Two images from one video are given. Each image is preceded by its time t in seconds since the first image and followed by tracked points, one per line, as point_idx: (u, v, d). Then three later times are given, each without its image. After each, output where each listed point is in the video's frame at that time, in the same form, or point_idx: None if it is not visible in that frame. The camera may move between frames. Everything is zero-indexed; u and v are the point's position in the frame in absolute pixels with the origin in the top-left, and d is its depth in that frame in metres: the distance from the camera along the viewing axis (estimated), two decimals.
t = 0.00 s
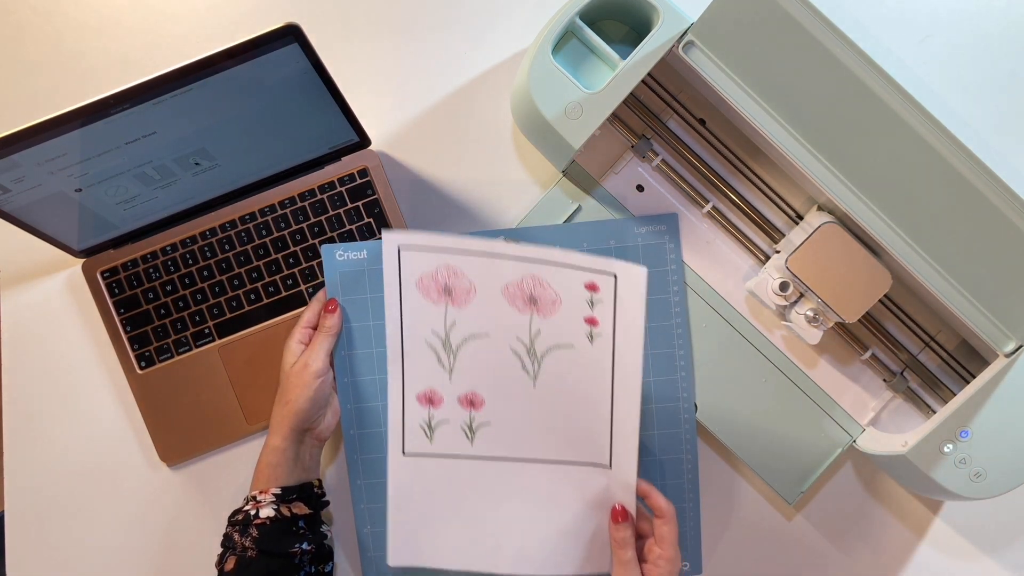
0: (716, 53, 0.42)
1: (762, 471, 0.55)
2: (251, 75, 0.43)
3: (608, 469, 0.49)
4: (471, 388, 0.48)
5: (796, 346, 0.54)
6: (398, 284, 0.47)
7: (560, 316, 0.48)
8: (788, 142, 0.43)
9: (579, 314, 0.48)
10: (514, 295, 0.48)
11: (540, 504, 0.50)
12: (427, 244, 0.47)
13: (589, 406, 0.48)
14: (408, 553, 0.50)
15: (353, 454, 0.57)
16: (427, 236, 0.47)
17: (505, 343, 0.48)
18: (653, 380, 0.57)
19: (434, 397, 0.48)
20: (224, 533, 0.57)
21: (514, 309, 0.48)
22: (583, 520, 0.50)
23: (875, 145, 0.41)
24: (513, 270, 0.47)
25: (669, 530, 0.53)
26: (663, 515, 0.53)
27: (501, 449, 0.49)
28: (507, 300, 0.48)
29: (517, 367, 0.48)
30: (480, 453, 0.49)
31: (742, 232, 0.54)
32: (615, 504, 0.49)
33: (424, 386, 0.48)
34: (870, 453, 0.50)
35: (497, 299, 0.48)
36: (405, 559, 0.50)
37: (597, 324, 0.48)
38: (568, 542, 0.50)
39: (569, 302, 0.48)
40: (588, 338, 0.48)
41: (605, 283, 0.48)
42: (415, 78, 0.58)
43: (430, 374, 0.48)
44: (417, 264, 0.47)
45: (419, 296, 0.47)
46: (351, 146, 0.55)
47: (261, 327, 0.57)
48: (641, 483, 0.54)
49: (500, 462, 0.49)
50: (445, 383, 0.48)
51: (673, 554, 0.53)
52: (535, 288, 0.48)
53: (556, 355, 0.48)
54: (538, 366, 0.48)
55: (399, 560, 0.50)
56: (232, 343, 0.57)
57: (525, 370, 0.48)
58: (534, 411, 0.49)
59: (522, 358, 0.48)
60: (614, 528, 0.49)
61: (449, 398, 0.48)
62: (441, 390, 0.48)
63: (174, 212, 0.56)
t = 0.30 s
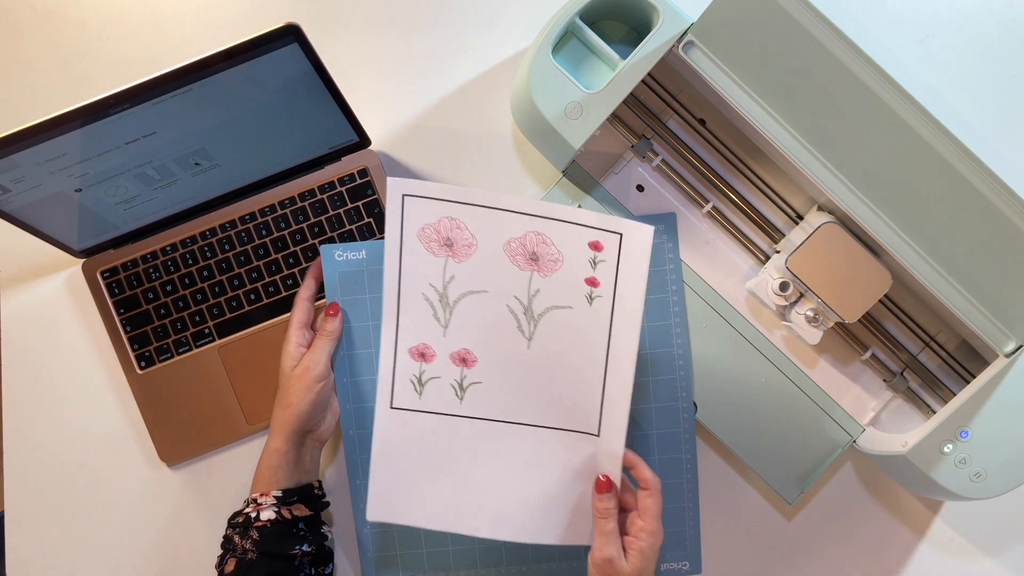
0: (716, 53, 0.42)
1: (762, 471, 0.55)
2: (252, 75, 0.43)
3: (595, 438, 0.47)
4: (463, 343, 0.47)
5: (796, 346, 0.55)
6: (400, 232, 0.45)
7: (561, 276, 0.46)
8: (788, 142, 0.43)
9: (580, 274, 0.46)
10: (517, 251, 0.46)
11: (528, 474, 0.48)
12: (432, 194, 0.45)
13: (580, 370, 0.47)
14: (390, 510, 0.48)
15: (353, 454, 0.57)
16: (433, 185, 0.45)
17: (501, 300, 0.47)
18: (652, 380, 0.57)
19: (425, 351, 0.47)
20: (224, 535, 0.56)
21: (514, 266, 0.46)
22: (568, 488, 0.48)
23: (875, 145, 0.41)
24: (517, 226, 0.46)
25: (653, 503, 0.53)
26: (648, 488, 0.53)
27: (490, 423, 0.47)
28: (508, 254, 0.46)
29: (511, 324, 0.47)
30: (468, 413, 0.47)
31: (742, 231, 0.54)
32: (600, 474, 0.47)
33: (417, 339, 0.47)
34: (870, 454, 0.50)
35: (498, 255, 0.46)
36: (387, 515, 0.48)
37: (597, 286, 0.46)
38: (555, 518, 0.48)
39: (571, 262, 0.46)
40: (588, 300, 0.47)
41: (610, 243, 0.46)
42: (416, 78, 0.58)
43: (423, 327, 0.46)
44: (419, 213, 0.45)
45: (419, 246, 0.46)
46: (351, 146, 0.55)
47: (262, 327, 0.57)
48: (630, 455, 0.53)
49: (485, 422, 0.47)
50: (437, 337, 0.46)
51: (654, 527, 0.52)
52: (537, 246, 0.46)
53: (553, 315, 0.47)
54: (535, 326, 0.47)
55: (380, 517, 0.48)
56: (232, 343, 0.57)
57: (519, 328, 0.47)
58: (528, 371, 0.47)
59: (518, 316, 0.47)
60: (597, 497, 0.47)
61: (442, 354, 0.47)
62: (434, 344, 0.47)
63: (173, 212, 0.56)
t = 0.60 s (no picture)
0: (716, 53, 0.42)
1: (762, 471, 0.55)
2: (251, 76, 0.43)
3: (579, 425, 0.48)
4: (450, 335, 0.48)
5: (796, 346, 0.55)
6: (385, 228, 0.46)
7: (541, 266, 0.47)
8: (788, 142, 0.43)
9: (559, 264, 0.47)
10: (498, 243, 0.47)
11: (522, 466, 0.48)
12: (416, 189, 0.46)
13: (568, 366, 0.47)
14: (384, 499, 0.48)
15: (353, 455, 0.57)
16: (418, 182, 0.46)
17: (484, 291, 0.47)
18: (652, 381, 0.57)
19: (414, 344, 0.47)
20: (224, 535, 0.56)
21: (495, 257, 0.47)
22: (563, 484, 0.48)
23: (876, 145, 0.41)
24: (498, 219, 0.46)
25: (637, 488, 0.52)
26: (632, 473, 0.53)
27: (487, 430, 0.48)
28: (489, 246, 0.47)
29: (495, 315, 0.47)
30: (458, 405, 0.48)
31: (742, 231, 0.54)
32: (586, 461, 0.48)
33: (406, 332, 0.47)
34: (871, 453, 0.50)
35: (481, 247, 0.47)
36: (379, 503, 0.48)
37: (575, 275, 0.47)
38: (549, 504, 0.49)
39: (551, 252, 0.47)
40: (566, 290, 0.47)
41: (586, 233, 0.47)
42: (416, 78, 0.58)
43: (411, 321, 0.47)
44: (404, 211, 0.46)
45: (404, 240, 0.47)
46: (351, 146, 0.55)
47: (264, 327, 0.57)
48: (613, 441, 0.53)
49: (477, 416, 0.48)
50: (426, 330, 0.47)
51: (639, 511, 0.52)
52: (517, 238, 0.47)
53: (535, 305, 0.47)
54: (517, 317, 0.47)
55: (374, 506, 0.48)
56: (233, 343, 0.57)
57: (502, 318, 0.47)
58: (513, 363, 0.47)
59: (501, 306, 0.47)
60: (584, 484, 0.48)
61: (430, 346, 0.47)
62: (424, 337, 0.47)
63: (173, 212, 0.56)
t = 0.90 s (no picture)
0: (716, 53, 0.42)
1: (761, 471, 0.55)
2: (252, 76, 0.43)
3: (574, 422, 0.48)
4: (444, 339, 0.47)
5: (796, 346, 0.55)
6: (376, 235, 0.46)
7: (533, 267, 0.47)
8: (788, 142, 0.43)
9: (552, 264, 0.47)
10: (490, 246, 0.47)
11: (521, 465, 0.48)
12: (408, 197, 0.46)
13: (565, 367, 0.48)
14: (384, 504, 0.48)
15: (352, 456, 0.57)
16: (407, 190, 0.46)
17: (477, 295, 0.48)
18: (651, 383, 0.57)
19: (408, 349, 0.47)
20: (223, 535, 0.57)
21: (487, 260, 0.47)
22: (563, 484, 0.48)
23: (875, 145, 0.41)
24: (489, 223, 0.47)
25: (632, 479, 0.53)
26: (627, 465, 0.54)
27: (484, 432, 0.48)
28: (481, 251, 0.47)
29: (489, 317, 0.48)
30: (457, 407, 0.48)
31: (741, 231, 0.54)
32: (581, 457, 0.48)
33: (399, 339, 0.47)
34: (870, 453, 0.50)
35: (474, 252, 0.47)
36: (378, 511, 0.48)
37: (567, 274, 0.47)
38: (549, 504, 0.49)
39: (542, 251, 0.47)
40: (559, 288, 0.47)
41: (577, 232, 0.47)
42: (416, 78, 0.58)
43: (405, 326, 0.47)
44: (395, 217, 0.46)
45: (397, 248, 0.47)
46: (351, 146, 0.55)
47: (263, 327, 0.57)
48: (607, 435, 0.54)
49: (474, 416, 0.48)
50: (420, 336, 0.47)
51: (635, 504, 0.52)
52: (509, 240, 0.47)
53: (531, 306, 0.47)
54: (511, 318, 0.48)
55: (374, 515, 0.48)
56: (232, 343, 0.57)
57: (496, 321, 0.48)
58: (510, 364, 0.48)
59: (495, 309, 0.48)
60: (579, 478, 0.48)
61: (424, 351, 0.47)
62: (416, 343, 0.47)
63: (173, 212, 0.56)
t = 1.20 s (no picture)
0: (715, 53, 0.42)
1: (761, 471, 0.55)
2: (252, 76, 0.43)
3: (575, 423, 0.48)
4: (447, 343, 0.47)
5: (796, 346, 0.55)
6: (383, 240, 0.46)
7: (537, 269, 0.47)
8: (788, 142, 0.43)
9: (556, 266, 0.47)
10: (493, 249, 0.47)
11: (520, 464, 0.48)
12: (414, 202, 0.46)
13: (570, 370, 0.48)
14: (385, 505, 0.48)
15: (352, 456, 0.57)
16: (413, 195, 0.46)
17: (481, 297, 0.47)
18: (650, 384, 0.57)
19: (412, 353, 0.47)
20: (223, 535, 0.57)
21: (491, 263, 0.47)
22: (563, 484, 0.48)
23: (875, 145, 0.41)
24: (493, 226, 0.46)
25: (636, 481, 0.53)
26: (630, 466, 0.54)
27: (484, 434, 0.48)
28: (485, 254, 0.47)
29: (493, 320, 0.47)
30: (455, 407, 0.48)
31: (741, 231, 0.54)
32: (585, 458, 0.48)
33: (400, 340, 0.47)
34: (870, 453, 0.50)
35: (477, 254, 0.47)
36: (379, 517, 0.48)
37: (571, 276, 0.47)
38: (550, 504, 0.49)
39: (546, 254, 0.47)
40: (563, 291, 0.47)
41: (581, 234, 0.47)
42: (415, 78, 0.58)
43: (410, 331, 0.47)
44: (402, 222, 0.46)
45: (400, 252, 0.46)
46: (351, 146, 0.55)
47: (263, 327, 0.57)
48: (610, 436, 0.54)
49: (476, 418, 0.48)
50: (423, 340, 0.47)
51: (639, 504, 0.53)
52: (513, 243, 0.47)
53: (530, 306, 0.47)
54: (515, 321, 0.47)
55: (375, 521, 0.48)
56: (232, 343, 0.57)
57: (500, 323, 0.47)
58: (511, 364, 0.47)
59: (498, 312, 0.47)
60: (584, 480, 0.48)
61: (428, 355, 0.47)
62: (420, 346, 0.47)
63: (173, 212, 0.56)
